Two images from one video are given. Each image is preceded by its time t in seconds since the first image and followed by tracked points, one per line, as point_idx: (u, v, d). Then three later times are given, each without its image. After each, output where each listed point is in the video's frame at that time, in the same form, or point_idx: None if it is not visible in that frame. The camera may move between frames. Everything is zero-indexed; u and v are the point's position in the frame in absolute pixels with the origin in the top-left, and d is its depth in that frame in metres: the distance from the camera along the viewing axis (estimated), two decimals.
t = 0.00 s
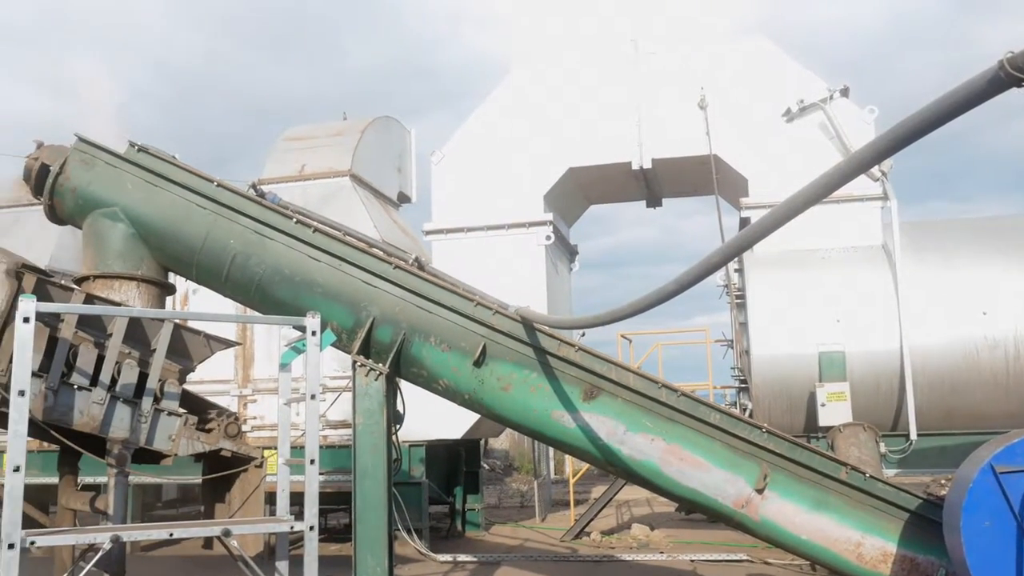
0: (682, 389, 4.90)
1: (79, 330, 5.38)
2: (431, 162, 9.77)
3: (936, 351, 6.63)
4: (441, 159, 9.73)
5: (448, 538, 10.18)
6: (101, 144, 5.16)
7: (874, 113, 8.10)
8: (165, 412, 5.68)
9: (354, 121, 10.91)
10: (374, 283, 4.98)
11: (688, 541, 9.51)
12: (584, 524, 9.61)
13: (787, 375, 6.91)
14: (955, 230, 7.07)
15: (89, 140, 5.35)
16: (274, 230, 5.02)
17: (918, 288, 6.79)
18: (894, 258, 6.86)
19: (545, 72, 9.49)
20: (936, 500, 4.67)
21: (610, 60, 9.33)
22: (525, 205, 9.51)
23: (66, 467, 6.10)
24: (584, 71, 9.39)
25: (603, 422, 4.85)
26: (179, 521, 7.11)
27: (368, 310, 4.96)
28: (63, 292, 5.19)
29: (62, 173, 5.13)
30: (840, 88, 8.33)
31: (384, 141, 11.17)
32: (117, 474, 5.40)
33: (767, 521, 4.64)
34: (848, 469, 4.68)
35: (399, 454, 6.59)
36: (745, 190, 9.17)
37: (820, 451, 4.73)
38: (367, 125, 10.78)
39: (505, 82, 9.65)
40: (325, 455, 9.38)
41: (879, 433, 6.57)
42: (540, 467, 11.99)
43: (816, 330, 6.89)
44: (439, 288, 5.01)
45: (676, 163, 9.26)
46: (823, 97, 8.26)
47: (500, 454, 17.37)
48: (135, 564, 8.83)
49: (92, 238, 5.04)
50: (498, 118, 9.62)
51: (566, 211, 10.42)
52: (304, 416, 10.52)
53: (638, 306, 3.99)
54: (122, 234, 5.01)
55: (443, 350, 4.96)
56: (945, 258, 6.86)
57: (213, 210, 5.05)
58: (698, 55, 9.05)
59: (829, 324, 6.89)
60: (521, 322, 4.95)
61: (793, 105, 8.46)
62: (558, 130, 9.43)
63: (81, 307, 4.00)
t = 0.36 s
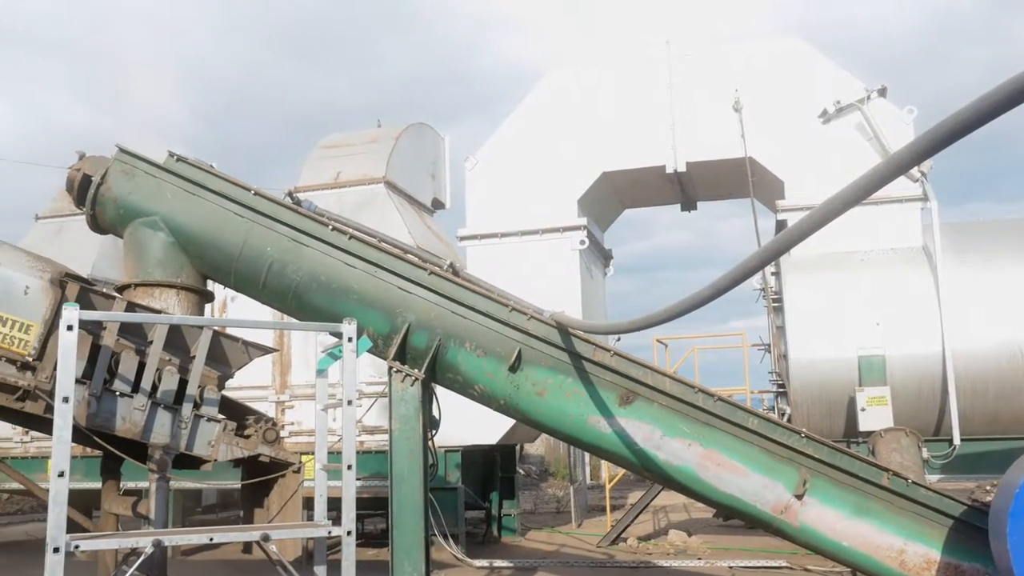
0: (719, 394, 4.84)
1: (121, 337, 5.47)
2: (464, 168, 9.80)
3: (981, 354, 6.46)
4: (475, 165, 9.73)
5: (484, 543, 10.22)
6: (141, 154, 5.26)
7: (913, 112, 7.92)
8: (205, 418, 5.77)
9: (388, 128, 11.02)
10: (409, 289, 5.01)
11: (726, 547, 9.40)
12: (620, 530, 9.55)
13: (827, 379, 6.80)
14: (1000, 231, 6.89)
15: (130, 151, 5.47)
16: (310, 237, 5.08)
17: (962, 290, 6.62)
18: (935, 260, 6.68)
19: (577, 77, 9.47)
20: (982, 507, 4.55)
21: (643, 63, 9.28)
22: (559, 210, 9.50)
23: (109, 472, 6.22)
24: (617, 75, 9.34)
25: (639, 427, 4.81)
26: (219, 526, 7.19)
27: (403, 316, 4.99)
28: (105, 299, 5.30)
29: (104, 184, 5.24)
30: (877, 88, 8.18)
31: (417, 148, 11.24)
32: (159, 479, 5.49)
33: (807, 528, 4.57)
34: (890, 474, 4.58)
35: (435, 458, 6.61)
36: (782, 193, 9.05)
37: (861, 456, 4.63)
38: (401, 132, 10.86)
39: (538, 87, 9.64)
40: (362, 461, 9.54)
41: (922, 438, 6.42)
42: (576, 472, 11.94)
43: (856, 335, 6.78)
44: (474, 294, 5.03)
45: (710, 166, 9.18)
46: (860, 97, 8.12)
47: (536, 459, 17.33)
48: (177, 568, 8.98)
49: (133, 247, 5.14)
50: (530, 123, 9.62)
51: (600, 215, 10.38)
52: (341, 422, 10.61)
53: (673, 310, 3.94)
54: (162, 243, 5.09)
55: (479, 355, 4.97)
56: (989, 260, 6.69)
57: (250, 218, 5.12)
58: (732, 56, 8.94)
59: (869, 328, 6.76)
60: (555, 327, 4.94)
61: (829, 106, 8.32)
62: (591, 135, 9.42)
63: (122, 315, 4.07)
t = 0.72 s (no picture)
0: (758, 397, 4.78)
1: (163, 344, 5.60)
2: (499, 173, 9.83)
3: None
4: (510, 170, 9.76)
5: (523, 548, 10.20)
6: (183, 164, 5.37)
7: (954, 109, 7.75)
8: (245, 423, 5.86)
9: (424, 135, 11.11)
10: (446, 294, 5.03)
11: (767, 553, 9.26)
12: (659, 535, 9.48)
13: (868, 382, 6.68)
14: None
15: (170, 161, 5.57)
16: (348, 244, 5.13)
17: (1009, 290, 6.45)
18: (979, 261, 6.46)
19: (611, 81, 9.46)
20: None
21: (677, 66, 9.24)
22: (595, 214, 9.48)
23: (152, 477, 6.36)
24: (651, 78, 9.30)
25: (677, 431, 4.77)
26: (261, 530, 7.27)
27: (440, 321, 5.02)
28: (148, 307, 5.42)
29: (146, 194, 5.35)
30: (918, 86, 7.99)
31: (453, 154, 11.31)
32: (201, 483, 5.57)
33: (850, 534, 4.49)
34: (935, 479, 4.49)
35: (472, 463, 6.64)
36: (821, 195, 8.91)
37: (905, 461, 4.55)
38: (436, 139, 10.93)
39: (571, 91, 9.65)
40: (399, 466, 9.49)
41: (968, 442, 6.27)
42: (614, 477, 11.86)
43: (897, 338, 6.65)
44: (510, 299, 5.03)
45: (748, 168, 9.08)
46: (901, 96, 7.93)
47: (573, 463, 17.24)
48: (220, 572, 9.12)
49: (175, 255, 5.24)
50: (564, 128, 9.64)
51: (636, 218, 10.33)
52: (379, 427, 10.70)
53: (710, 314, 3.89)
54: (203, 251, 5.19)
55: (516, 360, 4.98)
56: None
57: (288, 226, 5.19)
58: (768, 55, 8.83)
59: (910, 331, 6.61)
60: (591, 331, 4.93)
61: (868, 106, 8.12)
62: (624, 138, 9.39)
63: (165, 323, 4.15)
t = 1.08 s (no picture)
0: (802, 400, 4.74)
1: (208, 349, 5.66)
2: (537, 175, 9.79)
3: None
4: (549, 171, 9.69)
5: (563, 552, 10.10)
6: (224, 171, 5.41)
7: (1003, 106, 7.47)
8: (288, 426, 5.87)
9: (462, 139, 11.14)
10: (485, 298, 5.00)
11: (812, 557, 9.05)
12: (701, 538, 9.34)
13: (916, 384, 6.90)
14: None
15: (213, 169, 5.61)
16: (387, 248, 5.13)
17: None
18: None
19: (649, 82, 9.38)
20: None
21: (716, 65, 9.12)
22: (635, 215, 9.38)
23: (198, 480, 6.43)
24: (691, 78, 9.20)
25: (719, 434, 4.74)
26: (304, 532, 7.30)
27: (480, 324, 4.99)
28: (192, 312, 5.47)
29: (190, 201, 5.40)
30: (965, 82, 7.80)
31: (491, 158, 11.31)
32: (245, 486, 5.61)
33: (897, 538, 4.46)
34: (985, 483, 4.45)
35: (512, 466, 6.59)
36: (864, 194, 8.68)
37: (954, 464, 4.51)
38: (473, 143, 10.94)
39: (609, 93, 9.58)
40: (440, 469, 9.47)
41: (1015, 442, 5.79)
42: (655, 480, 11.71)
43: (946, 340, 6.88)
44: (549, 301, 4.99)
45: (789, 168, 8.90)
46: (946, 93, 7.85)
47: (614, 466, 17.06)
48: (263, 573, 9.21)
49: (218, 261, 5.28)
50: (603, 130, 9.59)
51: (675, 220, 10.20)
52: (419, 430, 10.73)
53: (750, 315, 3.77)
54: (245, 257, 5.23)
55: (556, 363, 4.93)
56: None
57: (328, 230, 5.20)
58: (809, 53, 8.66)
59: (960, 331, 6.86)
60: (632, 333, 4.89)
61: (913, 102, 8.06)
62: (662, 138, 9.27)
63: (210, 327, 4.18)
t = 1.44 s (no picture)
0: (842, 400, 4.66)
1: (248, 352, 5.72)
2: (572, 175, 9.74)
3: None
4: (584, 172, 9.66)
5: (601, 553, 10.02)
6: (262, 175, 5.44)
7: None
8: (327, 428, 5.89)
9: (497, 141, 11.15)
10: (521, 299, 4.97)
11: (854, 560, 8.86)
12: (741, 540, 9.21)
13: (957, 385, 6.89)
14: None
15: (251, 174, 5.63)
16: (423, 250, 5.13)
17: None
18: None
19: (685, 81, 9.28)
20: None
21: (754, 63, 9.01)
22: (671, 215, 9.30)
23: (239, 482, 6.50)
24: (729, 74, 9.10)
25: (759, 435, 4.68)
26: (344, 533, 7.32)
27: (516, 325, 4.96)
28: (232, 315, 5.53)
29: (228, 206, 5.43)
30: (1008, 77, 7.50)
31: (526, 159, 11.29)
32: (285, 487, 5.64)
33: (942, 541, 4.39)
34: None
35: (549, 467, 6.55)
36: (906, 192, 8.46)
37: (1001, 466, 4.42)
38: (508, 144, 10.94)
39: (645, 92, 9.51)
40: (478, 470, 9.48)
41: None
42: (694, 481, 11.57)
43: (992, 339, 6.85)
44: (586, 302, 4.95)
45: (828, 166, 8.72)
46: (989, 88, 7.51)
47: (651, 467, 16.83)
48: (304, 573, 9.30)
49: (257, 265, 5.31)
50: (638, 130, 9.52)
51: (712, 219, 10.06)
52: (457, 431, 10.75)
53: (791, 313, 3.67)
54: (284, 261, 5.25)
55: (593, 364, 4.89)
56: None
57: (364, 233, 5.21)
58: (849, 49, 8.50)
59: (1006, 328, 6.83)
60: (669, 333, 4.83)
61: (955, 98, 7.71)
62: (699, 138, 9.18)
63: (249, 331, 4.20)
